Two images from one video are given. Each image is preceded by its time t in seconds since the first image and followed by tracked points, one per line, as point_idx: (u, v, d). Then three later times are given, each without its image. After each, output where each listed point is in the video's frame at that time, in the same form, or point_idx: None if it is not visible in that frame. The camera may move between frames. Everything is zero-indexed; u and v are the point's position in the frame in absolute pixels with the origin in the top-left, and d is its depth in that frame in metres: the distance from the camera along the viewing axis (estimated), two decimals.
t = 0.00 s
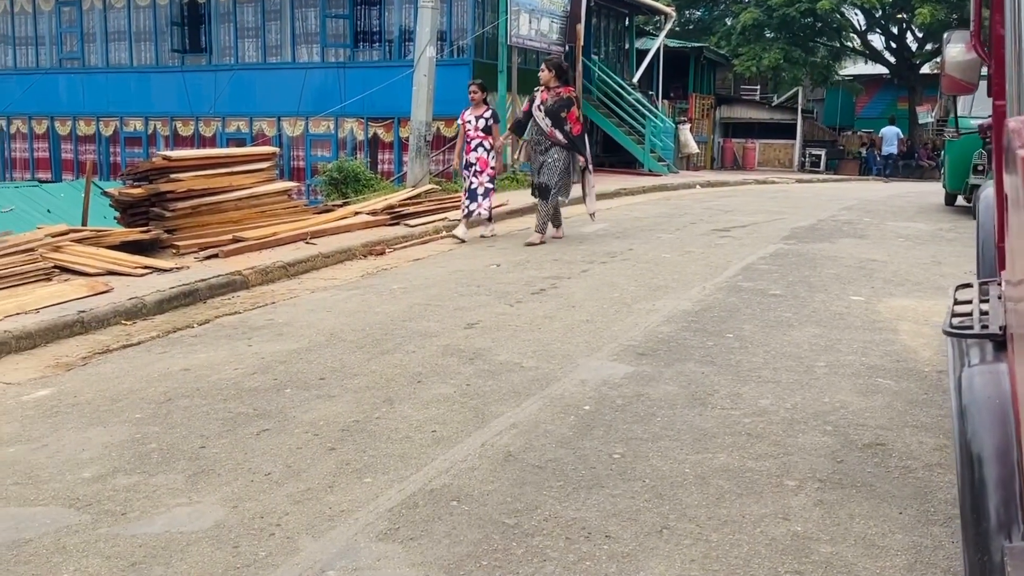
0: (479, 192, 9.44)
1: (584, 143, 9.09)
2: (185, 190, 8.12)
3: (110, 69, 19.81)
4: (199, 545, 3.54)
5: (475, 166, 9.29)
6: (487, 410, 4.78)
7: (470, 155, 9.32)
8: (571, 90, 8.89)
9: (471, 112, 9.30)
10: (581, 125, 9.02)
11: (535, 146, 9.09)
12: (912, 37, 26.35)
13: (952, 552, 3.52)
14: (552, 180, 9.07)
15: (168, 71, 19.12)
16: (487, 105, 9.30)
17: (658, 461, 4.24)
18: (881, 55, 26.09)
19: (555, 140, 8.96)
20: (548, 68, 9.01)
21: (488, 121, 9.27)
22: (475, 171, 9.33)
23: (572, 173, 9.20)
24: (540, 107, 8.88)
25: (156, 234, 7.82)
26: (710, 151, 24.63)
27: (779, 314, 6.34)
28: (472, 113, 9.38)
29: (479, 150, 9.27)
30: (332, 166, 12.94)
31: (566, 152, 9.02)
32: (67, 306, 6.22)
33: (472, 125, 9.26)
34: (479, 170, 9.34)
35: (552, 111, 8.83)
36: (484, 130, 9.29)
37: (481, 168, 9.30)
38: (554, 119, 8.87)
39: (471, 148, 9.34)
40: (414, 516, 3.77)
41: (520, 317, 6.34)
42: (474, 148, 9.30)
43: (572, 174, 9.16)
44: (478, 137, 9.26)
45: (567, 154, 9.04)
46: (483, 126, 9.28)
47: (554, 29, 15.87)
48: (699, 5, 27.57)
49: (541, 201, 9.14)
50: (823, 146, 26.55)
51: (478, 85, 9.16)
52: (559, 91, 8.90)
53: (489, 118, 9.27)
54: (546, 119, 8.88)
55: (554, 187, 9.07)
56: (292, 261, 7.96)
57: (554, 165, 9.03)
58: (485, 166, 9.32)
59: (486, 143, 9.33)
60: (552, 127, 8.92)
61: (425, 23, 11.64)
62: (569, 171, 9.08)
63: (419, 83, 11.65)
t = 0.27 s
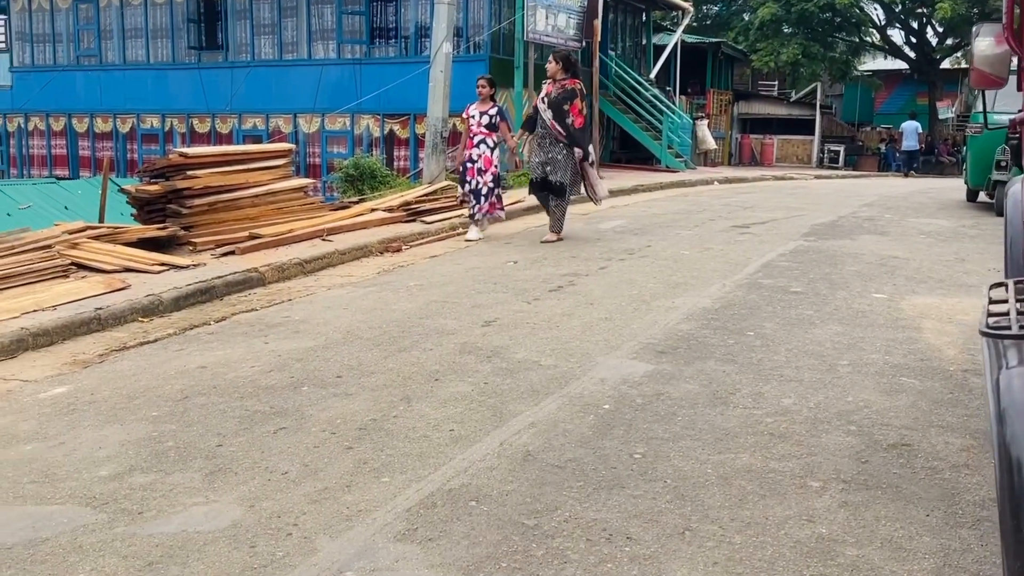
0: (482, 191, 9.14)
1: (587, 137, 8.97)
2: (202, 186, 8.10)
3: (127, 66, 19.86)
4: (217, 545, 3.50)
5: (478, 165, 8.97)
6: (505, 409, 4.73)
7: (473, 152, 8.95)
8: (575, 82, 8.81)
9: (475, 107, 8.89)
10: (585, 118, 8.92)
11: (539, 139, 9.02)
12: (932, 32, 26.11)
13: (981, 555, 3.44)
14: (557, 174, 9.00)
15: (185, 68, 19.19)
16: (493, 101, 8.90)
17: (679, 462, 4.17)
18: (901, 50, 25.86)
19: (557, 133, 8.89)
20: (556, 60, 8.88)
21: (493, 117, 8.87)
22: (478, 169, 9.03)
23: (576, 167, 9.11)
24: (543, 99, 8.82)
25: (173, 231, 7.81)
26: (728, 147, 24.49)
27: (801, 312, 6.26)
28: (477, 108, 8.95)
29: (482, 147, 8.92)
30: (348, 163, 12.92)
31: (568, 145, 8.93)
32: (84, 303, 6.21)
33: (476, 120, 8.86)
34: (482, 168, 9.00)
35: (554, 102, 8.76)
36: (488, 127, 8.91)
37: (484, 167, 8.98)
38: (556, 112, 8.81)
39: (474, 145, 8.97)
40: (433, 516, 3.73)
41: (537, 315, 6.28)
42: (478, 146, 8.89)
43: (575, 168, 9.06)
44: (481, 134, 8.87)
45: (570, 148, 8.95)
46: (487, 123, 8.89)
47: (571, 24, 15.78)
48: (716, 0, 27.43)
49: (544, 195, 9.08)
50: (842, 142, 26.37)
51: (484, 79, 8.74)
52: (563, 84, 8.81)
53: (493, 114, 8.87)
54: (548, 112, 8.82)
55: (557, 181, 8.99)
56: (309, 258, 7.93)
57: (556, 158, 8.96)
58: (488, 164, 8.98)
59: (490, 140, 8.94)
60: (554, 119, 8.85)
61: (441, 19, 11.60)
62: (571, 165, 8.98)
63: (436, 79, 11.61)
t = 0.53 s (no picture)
0: (493, 190, 8.98)
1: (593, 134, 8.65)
2: (218, 183, 8.09)
3: (143, 63, 19.91)
4: (234, 545, 3.46)
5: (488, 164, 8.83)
6: (524, 408, 4.67)
7: (484, 151, 8.77)
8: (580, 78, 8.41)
9: (484, 105, 8.67)
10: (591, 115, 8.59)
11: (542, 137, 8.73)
12: (951, 28, 25.87)
13: (1012, 560, 3.37)
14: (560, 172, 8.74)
15: (201, 65, 19.21)
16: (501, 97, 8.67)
17: (702, 462, 4.11)
18: (920, 46, 25.65)
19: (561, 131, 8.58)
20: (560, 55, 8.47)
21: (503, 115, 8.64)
22: (489, 168, 8.86)
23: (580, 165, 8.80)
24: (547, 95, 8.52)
25: (189, 228, 7.80)
26: (744, 145, 24.34)
27: (823, 311, 6.18)
28: (485, 105, 8.72)
29: (492, 146, 8.73)
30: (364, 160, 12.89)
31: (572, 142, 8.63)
32: (100, 300, 6.19)
33: (486, 120, 8.64)
34: (492, 167, 8.85)
35: (559, 100, 8.44)
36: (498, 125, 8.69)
37: (496, 165, 8.86)
38: (560, 109, 8.50)
39: (484, 144, 8.78)
40: (452, 517, 3.67)
41: (556, 313, 6.22)
42: (489, 144, 8.72)
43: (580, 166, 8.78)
44: (492, 133, 8.68)
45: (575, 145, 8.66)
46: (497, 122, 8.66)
47: (587, 20, 15.69)
48: None
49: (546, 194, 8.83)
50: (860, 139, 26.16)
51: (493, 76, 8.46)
52: (567, 80, 8.45)
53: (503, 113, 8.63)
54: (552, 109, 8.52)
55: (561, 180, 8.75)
56: (325, 255, 7.90)
57: (559, 156, 8.70)
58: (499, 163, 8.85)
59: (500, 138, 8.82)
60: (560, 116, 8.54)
61: (457, 15, 11.55)
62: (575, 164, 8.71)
63: (452, 76, 11.56)
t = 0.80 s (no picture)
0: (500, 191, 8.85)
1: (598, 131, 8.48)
2: (234, 181, 8.05)
3: (158, 61, 19.94)
4: (252, 548, 3.42)
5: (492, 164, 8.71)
6: (544, 409, 4.61)
7: (488, 151, 8.66)
8: (582, 75, 8.23)
9: (489, 104, 8.58)
10: (594, 112, 8.40)
11: (543, 138, 8.52)
12: (970, 26, 25.63)
13: None
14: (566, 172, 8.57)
15: (216, 63, 19.23)
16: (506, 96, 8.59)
17: (726, 466, 4.04)
18: (938, 44, 25.42)
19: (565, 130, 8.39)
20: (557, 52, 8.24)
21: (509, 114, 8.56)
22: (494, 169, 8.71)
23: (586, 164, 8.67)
24: (547, 95, 8.29)
25: (205, 226, 7.77)
26: (761, 143, 24.20)
27: (845, 311, 6.09)
28: (490, 104, 8.63)
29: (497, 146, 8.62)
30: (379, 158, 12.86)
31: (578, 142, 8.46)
32: (117, 298, 6.17)
33: (491, 120, 8.54)
34: (497, 168, 8.73)
35: (561, 99, 8.21)
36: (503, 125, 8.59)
37: (501, 166, 8.70)
38: (563, 108, 8.29)
39: (489, 144, 8.67)
40: (473, 521, 3.62)
41: (574, 313, 6.15)
42: (492, 144, 8.63)
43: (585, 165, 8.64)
44: (498, 132, 8.58)
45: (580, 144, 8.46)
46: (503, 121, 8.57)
47: (604, 18, 15.59)
48: None
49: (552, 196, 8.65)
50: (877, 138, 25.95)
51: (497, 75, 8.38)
52: (568, 78, 8.23)
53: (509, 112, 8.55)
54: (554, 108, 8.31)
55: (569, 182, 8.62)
56: (341, 254, 7.86)
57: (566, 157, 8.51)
58: (503, 164, 8.71)
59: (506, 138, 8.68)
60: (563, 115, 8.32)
61: (474, 13, 11.50)
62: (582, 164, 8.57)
63: (467, 74, 11.52)
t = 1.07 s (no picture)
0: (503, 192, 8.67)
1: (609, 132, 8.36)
2: (251, 181, 8.03)
3: (174, 60, 19.94)
4: (274, 555, 3.38)
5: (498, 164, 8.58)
6: (566, 415, 4.55)
7: (493, 150, 8.56)
8: (591, 74, 8.12)
9: (495, 103, 8.48)
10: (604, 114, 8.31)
11: (550, 138, 8.36)
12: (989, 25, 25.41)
13: None
14: (572, 172, 8.33)
15: (232, 63, 19.25)
16: (513, 95, 8.51)
17: (752, 473, 3.98)
18: (956, 44, 25.22)
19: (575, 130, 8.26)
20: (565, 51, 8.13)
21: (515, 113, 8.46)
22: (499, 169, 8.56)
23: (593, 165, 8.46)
24: (557, 94, 8.16)
25: (222, 226, 7.74)
26: (777, 143, 24.07)
27: (868, 315, 6.00)
28: (496, 104, 8.55)
29: (502, 145, 8.51)
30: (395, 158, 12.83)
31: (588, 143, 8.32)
32: (134, 299, 6.14)
33: (497, 118, 8.43)
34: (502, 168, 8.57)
35: (573, 98, 8.10)
36: (509, 124, 8.48)
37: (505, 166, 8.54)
38: (574, 108, 8.17)
39: (494, 143, 8.55)
40: (496, 529, 3.56)
41: (594, 316, 6.09)
42: (496, 143, 8.53)
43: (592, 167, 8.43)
44: (503, 131, 8.46)
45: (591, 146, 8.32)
46: (508, 119, 8.46)
47: (621, 17, 15.54)
48: None
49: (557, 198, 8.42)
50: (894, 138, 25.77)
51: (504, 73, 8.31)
52: (578, 77, 8.13)
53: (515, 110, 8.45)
54: (564, 108, 8.18)
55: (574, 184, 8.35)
56: (358, 254, 7.82)
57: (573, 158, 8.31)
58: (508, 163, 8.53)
59: (512, 138, 8.53)
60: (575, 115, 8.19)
61: (490, 13, 11.45)
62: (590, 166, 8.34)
63: (483, 73, 11.47)
